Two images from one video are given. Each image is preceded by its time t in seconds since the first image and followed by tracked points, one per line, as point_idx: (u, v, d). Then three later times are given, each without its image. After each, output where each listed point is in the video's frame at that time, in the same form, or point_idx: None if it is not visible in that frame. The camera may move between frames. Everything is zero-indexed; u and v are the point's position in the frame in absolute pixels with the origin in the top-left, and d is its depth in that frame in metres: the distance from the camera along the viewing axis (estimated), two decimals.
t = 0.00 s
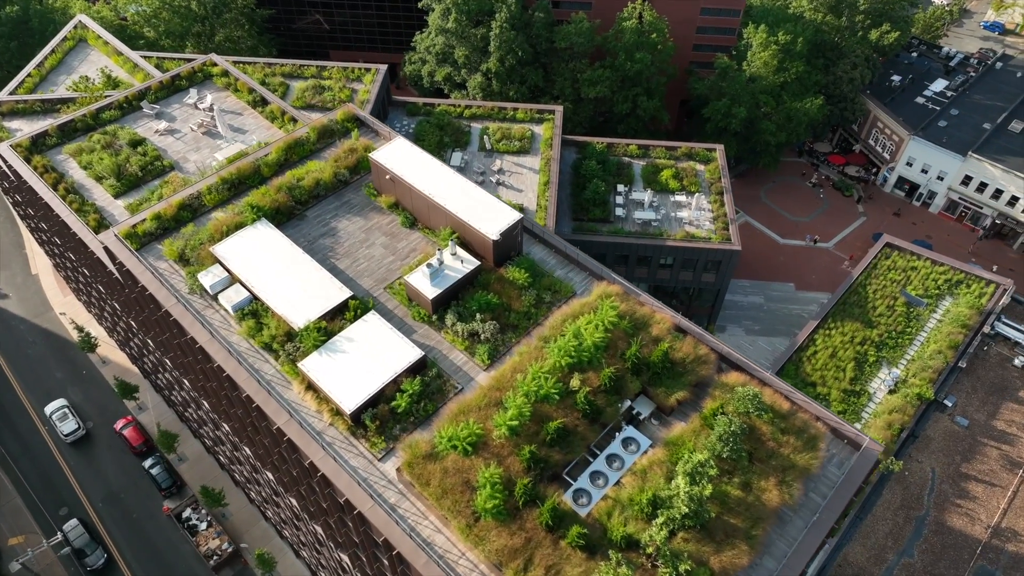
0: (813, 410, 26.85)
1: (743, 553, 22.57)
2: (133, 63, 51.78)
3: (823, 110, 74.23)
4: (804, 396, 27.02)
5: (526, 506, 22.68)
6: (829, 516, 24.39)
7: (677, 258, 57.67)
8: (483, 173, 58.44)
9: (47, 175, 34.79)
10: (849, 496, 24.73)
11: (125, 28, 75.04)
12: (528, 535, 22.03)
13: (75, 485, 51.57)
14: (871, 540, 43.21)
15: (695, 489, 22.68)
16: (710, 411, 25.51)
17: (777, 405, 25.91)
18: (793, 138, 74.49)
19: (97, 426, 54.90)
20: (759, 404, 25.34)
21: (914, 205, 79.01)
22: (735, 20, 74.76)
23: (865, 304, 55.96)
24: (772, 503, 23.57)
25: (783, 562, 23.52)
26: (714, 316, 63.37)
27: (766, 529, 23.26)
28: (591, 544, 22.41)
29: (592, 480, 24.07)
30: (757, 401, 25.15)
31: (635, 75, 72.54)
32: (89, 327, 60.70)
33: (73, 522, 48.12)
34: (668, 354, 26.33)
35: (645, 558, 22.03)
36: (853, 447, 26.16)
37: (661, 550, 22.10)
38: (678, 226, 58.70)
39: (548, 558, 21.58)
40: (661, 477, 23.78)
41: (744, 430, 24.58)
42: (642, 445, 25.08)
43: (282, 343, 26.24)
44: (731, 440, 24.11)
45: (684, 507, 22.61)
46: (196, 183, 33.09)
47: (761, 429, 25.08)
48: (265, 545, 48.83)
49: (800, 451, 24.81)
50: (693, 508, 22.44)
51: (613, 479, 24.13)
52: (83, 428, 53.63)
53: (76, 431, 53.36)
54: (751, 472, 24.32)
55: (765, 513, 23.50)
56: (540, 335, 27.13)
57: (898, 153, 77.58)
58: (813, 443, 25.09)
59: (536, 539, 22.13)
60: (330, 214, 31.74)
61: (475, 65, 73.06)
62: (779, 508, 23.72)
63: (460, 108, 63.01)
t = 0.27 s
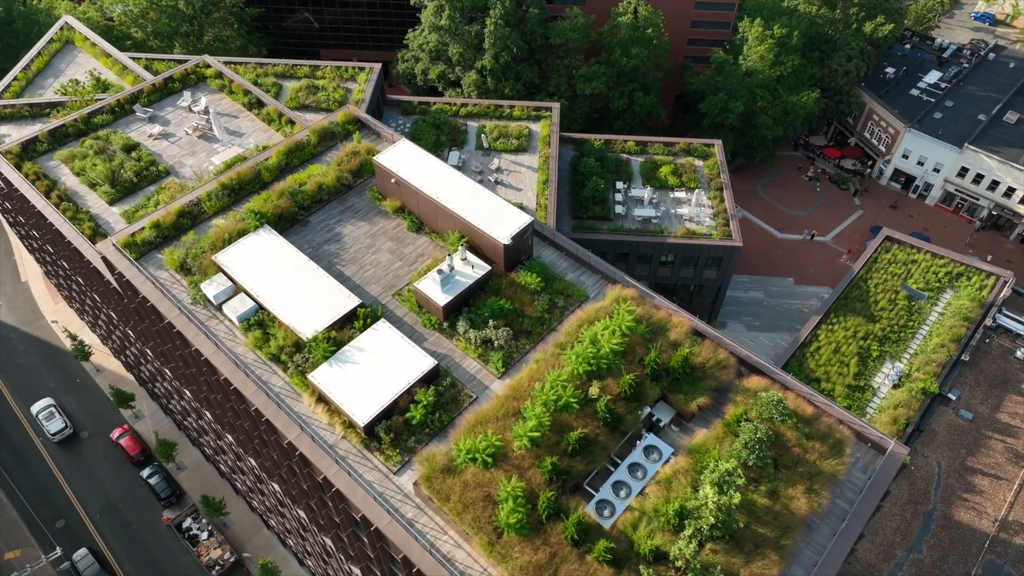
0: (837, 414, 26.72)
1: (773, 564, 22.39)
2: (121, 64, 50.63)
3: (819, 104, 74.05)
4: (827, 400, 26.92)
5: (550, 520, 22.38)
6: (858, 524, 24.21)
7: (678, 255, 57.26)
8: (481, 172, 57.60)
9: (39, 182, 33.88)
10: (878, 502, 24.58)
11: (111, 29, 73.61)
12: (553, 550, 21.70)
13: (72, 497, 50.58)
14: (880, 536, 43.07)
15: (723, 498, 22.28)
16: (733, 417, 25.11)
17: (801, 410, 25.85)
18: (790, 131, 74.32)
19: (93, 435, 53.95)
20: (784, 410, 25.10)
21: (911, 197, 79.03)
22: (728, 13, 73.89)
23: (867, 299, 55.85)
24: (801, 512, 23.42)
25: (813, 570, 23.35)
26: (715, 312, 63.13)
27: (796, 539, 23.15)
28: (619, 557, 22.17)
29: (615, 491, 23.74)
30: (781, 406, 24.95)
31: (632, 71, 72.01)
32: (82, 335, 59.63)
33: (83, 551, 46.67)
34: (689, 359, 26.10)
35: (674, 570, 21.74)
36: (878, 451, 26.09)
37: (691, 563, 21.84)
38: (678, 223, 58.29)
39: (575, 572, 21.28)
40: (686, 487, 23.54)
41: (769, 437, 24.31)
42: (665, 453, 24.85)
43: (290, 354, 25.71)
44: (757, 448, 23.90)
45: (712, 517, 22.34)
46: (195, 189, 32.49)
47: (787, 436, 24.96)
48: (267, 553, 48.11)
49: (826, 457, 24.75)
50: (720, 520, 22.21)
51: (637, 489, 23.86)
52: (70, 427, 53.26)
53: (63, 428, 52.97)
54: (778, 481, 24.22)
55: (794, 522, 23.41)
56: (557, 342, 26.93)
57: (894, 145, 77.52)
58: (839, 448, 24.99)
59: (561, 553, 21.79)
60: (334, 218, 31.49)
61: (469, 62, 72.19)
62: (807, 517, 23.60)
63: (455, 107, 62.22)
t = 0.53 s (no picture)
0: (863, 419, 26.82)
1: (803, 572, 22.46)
2: (110, 66, 49.45)
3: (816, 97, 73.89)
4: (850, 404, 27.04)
5: (575, 534, 22.34)
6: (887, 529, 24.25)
7: (679, 252, 56.86)
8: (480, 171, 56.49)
9: (32, 190, 33.02)
10: (906, 506, 24.66)
11: (98, 29, 72.08)
12: (580, 563, 21.67)
13: (69, 509, 49.64)
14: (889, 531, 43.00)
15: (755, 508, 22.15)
16: (757, 422, 25.44)
17: (826, 415, 25.95)
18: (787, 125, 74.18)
19: (90, 445, 52.99)
20: (809, 416, 25.22)
21: (907, 189, 79.14)
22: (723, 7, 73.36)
23: (869, 293, 55.68)
24: (832, 521, 23.50)
25: None
26: (716, 308, 62.91)
27: (825, 547, 23.25)
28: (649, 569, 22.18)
29: (639, 501, 23.92)
30: (808, 411, 25.11)
31: (628, 66, 71.39)
32: (76, 343, 58.60)
33: None
34: (709, 365, 26.43)
35: None
36: (904, 455, 26.30)
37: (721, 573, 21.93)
38: (679, 219, 57.87)
39: None
40: (712, 497, 23.70)
41: (798, 444, 24.46)
42: (688, 461, 25.07)
43: (300, 366, 26.04)
44: (785, 455, 24.06)
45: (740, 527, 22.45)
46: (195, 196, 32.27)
47: (813, 442, 25.05)
48: (271, 561, 47.41)
49: (853, 463, 24.86)
50: (752, 528, 22.14)
51: (661, 498, 24.10)
52: (57, 425, 52.91)
53: (50, 427, 52.63)
54: (805, 488, 24.29)
55: (824, 530, 23.44)
56: (575, 349, 27.16)
57: (890, 138, 77.58)
58: (866, 453, 25.09)
59: (587, 566, 21.75)
60: (338, 223, 32.23)
61: (463, 60, 71.22)
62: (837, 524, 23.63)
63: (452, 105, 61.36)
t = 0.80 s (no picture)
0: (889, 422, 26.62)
1: None
2: (100, 69, 48.25)
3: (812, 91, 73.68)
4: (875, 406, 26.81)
5: (603, 548, 21.93)
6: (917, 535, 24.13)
7: (681, 249, 56.51)
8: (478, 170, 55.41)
9: (25, 198, 32.17)
10: (937, 511, 24.51)
11: (85, 30, 70.78)
12: None
13: (67, 521, 48.74)
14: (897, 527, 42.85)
15: (787, 519, 21.80)
16: (783, 428, 25.17)
17: (853, 419, 25.74)
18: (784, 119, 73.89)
19: (87, 456, 52.08)
20: (837, 421, 24.92)
21: (903, 181, 79.27)
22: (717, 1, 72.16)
23: (870, 287, 55.56)
24: (863, 529, 23.07)
25: None
26: (718, 305, 62.67)
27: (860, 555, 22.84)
28: None
29: (666, 512, 23.53)
30: (835, 415, 24.75)
31: (625, 62, 70.89)
32: (69, 351, 57.56)
33: None
34: (732, 370, 26.16)
35: None
36: (931, 457, 26.15)
37: None
38: (680, 216, 57.48)
39: None
40: (742, 506, 23.30)
41: (826, 451, 23.95)
42: (714, 469, 24.69)
43: (311, 377, 25.58)
44: (812, 462, 23.61)
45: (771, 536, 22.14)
46: (195, 203, 32.00)
47: (843, 448, 24.70)
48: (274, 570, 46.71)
49: (882, 468, 24.54)
50: (785, 539, 21.71)
51: (689, 509, 23.69)
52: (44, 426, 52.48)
53: (38, 428, 52.21)
54: (836, 495, 23.92)
55: (858, 538, 23.04)
56: (594, 356, 26.77)
57: (886, 130, 77.58)
58: (894, 457, 24.92)
59: None
60: (345, 229, 31.73)
61: (458, 58, 70.30)
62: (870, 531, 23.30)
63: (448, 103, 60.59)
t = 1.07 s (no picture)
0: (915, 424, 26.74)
1: None
2: (90, 71, 47.10)
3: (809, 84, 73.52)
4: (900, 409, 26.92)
5: (634, 560, 21.63)
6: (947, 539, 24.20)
7: (682, 246, 56.11)
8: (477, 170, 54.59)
9: (19, 206, 31.31)
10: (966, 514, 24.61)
11: (71, 31, 69.30)
12: None
13: (66, 533, 47.85)
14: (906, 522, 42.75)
15: (821, 527, 21.68)
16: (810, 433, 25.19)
17: (881, 423, 25.75)
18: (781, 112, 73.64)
19: (84, 466, 51.15)
20: (868, 425, 24.99)
21: (900, 173, 79.36)
22: None
23: (873, 281, 55.46)
24: (897, 534, 22.99)
25: None
26: (719, 301, 62.40)
27: (892, 561, 22.79)
28: None
29: (694, 521, 23.35)
30: (864, 419, 24.91)
31: (621, 57, 70.39)
32: (64, 359, 56.56)
33: None
34: (757, 375, 26.00)
35: None
36: (958, 458, 26.46)
37: None
38: (681, 213, 57.11)
39: None
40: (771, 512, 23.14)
41: (858, 456, 24.06)
42: (741, 476, 24.56)
43: (324, 389, 25.08)
44: (844, 467, 23.69)
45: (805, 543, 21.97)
46: (196, 209, 31.49)
47: (872, 453, 24.70)
48: None
49: (911, 471, 24.57)
50: (820, 548, 21.57)
51: (717, 517, 23.54)
52: (30, 426, 51.99)
53: (25, 427, 51.76)
54: (867, 501, 23.86)
55: (890, 544, 23.00)
56: (614, 361, 26.52)
57: (882, 123, 77.55)
58: (923, 460, 24.96)
59: None
60: (351, 234, 31.35)
61: (452, 55, 69.43)
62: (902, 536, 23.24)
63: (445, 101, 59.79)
